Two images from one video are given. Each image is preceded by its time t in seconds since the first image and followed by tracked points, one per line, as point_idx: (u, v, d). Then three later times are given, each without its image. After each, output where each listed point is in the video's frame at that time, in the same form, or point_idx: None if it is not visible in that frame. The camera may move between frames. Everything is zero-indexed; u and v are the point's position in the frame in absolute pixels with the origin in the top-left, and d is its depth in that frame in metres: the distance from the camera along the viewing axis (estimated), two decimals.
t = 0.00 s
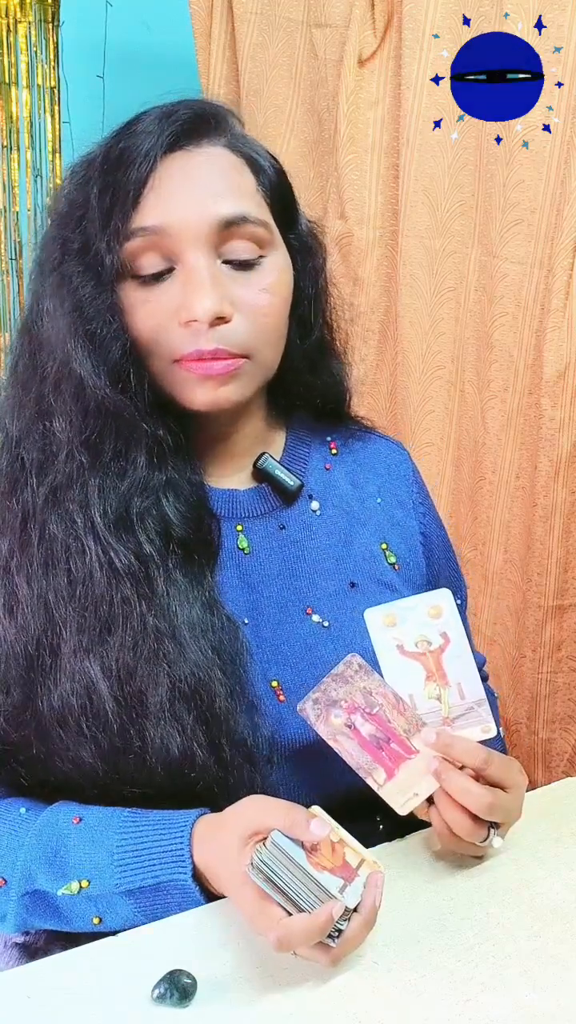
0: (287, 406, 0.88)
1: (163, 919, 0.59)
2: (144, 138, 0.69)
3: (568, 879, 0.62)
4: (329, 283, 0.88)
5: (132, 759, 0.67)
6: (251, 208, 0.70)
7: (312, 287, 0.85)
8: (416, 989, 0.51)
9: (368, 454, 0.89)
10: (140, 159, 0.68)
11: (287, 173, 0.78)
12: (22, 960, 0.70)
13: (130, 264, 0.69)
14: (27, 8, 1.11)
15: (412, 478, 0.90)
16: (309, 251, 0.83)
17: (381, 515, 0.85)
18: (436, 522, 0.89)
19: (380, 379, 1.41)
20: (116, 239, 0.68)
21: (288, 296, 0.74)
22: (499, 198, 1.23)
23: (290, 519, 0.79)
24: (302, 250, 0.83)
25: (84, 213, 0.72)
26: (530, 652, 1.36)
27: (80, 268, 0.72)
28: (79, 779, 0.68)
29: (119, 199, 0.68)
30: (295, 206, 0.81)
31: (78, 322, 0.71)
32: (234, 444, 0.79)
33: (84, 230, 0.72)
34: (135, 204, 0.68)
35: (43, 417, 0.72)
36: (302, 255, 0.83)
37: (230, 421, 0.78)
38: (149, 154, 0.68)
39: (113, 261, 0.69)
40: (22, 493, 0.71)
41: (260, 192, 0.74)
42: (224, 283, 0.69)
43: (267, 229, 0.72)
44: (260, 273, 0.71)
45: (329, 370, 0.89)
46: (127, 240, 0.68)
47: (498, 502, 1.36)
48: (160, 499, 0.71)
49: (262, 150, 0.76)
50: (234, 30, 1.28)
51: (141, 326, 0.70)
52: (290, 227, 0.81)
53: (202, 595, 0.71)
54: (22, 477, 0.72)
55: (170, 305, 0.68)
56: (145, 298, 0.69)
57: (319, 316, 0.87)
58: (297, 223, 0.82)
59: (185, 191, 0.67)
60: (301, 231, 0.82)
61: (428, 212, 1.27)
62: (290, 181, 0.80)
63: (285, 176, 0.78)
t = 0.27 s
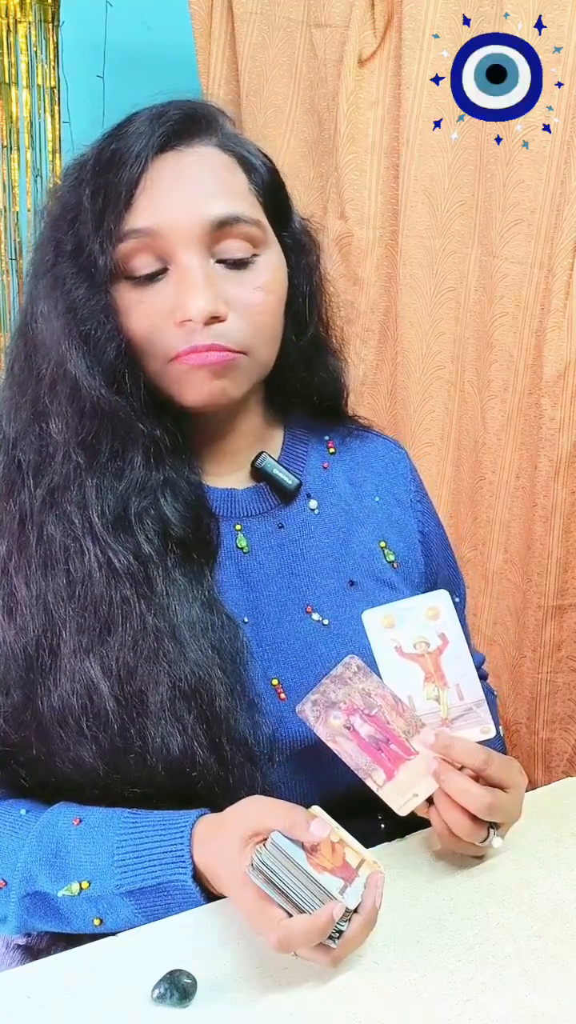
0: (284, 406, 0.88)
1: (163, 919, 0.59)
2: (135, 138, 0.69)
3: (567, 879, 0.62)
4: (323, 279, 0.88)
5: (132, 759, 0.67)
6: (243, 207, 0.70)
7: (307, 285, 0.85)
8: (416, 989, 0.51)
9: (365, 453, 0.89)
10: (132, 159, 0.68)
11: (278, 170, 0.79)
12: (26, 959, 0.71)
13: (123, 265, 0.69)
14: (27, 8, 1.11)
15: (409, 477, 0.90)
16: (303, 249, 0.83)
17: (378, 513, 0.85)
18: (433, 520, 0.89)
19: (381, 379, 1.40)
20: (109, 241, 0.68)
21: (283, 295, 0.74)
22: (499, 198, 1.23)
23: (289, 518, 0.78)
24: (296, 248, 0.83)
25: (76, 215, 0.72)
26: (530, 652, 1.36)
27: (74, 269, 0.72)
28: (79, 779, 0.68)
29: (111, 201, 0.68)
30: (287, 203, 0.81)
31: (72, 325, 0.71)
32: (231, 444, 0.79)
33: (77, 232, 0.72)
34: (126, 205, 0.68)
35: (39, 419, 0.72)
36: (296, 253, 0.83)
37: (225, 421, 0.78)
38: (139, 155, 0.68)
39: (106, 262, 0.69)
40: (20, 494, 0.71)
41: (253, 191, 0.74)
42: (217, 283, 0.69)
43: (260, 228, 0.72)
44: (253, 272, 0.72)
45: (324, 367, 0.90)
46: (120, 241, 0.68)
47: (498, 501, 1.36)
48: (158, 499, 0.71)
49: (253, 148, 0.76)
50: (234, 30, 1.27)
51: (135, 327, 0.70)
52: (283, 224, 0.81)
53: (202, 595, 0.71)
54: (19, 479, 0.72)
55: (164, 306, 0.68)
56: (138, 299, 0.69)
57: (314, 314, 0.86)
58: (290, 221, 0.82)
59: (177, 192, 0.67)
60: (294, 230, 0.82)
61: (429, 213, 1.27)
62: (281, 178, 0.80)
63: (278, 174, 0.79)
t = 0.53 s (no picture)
0: (283, 406, 0.88)
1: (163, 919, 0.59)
2: (131, 140, 0.69)
3: (568, 879, 0.62)
4: (321, 280, 0.89)
5: (131, 759, 0.67)
6: (239, 207, 0.70)
7: (305, 285, 0.85)
8: (416, 989, 0.51)
9: (365, 453, 0.89)
10: (129, 161, 0.68)
11: (276, 170, 0.79)
12: (26, 960, 0.71)
13: (121, 267, 0.69)
14: (27, 8, 1.11)
15: (409, 477, 0.90)
16: (301, 249, 0.83)
17: (377, 513, 0.85)
18: (433, 520, 0.89)
19: (381, 379, 1.41)
20: (105, 243, 0.69)
21: (280, 295, 0.74)
22: (499, 198, 1.23)
23: (288, 518, 0.79)
24: (295, 249, 0.82)
25: (73, 217, 0.72)
26: (530, 652, 1.36)
27: (70, 271, 0.72)
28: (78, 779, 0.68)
29: (107, 203, 0.68)
30: (285, 204, 0.81)
31: (68, 326, 0.71)
32: (229, 445, 0.79)
33: (74, 233, 0.72)
34: (123, 207, 0.68)
35: (37, 421, 0.72)
36: (293, 253, 0.83)
37: (224, 421, 0.78)
38: (136, 157, 0.68)
39: (102, 265, 0.69)
40: (18, 495, 0.71)
41: (250, 191, 0.74)
42: (214, 284, 0.69)
43: (257, 228, 0.72)
44: (251, 272, 0.71)
45: (323, 366, 0.89)
46: (117, 244, 0.68)
47: (498, 502, 1.36)
48: (157, 499, 0.71)
49: (250, 148, 0.76)
50: (234, 30, 1.28)
51: (133, 328, 0.70)
52: (281, 224, 0.81)
53: (200, 595, 0.70)
54: (17, 480, 0.72)
55: (162, 306, 0.68)
56: (135, 301, 0.69)
57: (311, 315, 0.87)
58: (287, 221, 0.82)
59: (174, 193, 0.67)
60: (292, 230, 0.82)
61: (429, 213, 1.27)
62: (279, 178, 0.80)
63: (275, 175, 0.78)
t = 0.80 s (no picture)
0: (284, 406, 0.88)
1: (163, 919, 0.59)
2: (135, 142, 0.69)
3: (568, 879, 0.62)
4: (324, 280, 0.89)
5: (132, 758, 0.67)
6: (242, 209, 0.70)
7: (308, 287, 0.85)
8: (416, 989, 0.51)
9: (366, 453, 0.89)
10: (132, 164, 0.68)
11: (279, 171, 0.78)
12: (24, 961, 0.70)
13: (125, 269, 0.69)
14: (27, 8, 1.11)
15: (410, 477, 0.90)
16: (303, 250, 0.83)
17: (378, 513, 0.85)
18: (433, 520, 0.89)
19: (381, 379, 1.41)
20: (109, 244, 0.68)
21: (283, 296, 0.74)
22: (499, 198, 1.23)
23: (289, 518, 0.78)
24: (297, 250, 0.83)
25: (76, 218, 0.72)
26: (530, 652, 1.36)
27: (73, 273, 0.72)
28: (79, 779, 0.68)
29: (111, 203, 0.68)
30: (288, 205, 0.81)
31: (72, 326, 0.71)
32: (231, 445, 0.79)
33: (77, 235, 0.72)
34: (127, 209, 0.68)
35: (39, 421, 0.72)
36: (296, 253, 0.83)
37: (225, 422, 0.78)
38: (140, 158, 0.68)
39: (106, 266, 0.69)
40: (19, 495, 0.71)
41: (253, 192, 0.74)
42: (217, 285, 0.69)
43: (260, 229, 0.72)
44: (253, 273, 0.71)
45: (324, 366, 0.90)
46: (121, 246, 0.68)
47: (497, 501, 1.36)
48: (158, 499, 0.71)
49: (253, 149, 0.76)
50: (234, 30, 1.28)
51: (136, 329, 0.70)
52: (284, 225, 0.81)
53: (201, 595, 0.70)
54: (19, 480, 0.72)
55: (164, 307, 0.68)
56: (138, 302, 0.69)
57: (314, 315, 0.87)
58: (290, 222, 0.82)
59: (177, 193, 0.67)
60: (294, 231, 0.82)
61: (429, 213, 1.27)
62: (282, 179, 0.80)
63: (278, 175, 0.78)
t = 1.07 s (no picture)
0: (285, 407, 0.88)
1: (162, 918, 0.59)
2: (136, 143, 0.69)
3: (568, 879, 0.62)
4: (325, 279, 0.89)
5: (132, 758, 0.67)
6: (244, 209, 0.70)
7: (309, 287, 0.85)
8: (416, 989, 0.51)
9: (366, 453, 0.89)
10: (132, 165, 0.68)
11: (280, 171, 0.78)
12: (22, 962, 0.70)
13: (125, 269, 0.69)
14: (27, 8, 1.11)
15: (410, 477, 0.90)
16: (304, 250, 0.83)
17: (379, 514, 0.84)
18: (434, 522, 0.89)
19: (381, 379, 1.40)
20: (110, 244, 0.68)
21: (283, 297, 0.74)
22: (499, 198, 1.23)
23: (290, 518, 0.78)
24: (297, 249, 0.83)
25: (78, 218, 0.72)
26: (529, 652, 1.36)
27: (74, 274, 0.72)
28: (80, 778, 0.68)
29: (113, 204, 0.68)
30: (289, 204, 0.81)
31: (73, 326, 0.71)
32: (231, 445, 0.79)
33: (79, 236, 0.72)
34: (128, 210, 0.68)
35: (39, 420, 0.72)
36: (297, 253, 0.83)
37: (225, 422, 0.78)
38: (141, 158, 0.68)
39: (107, 266, 0.69)
40: (19, 494, 0.71)
41: (254, 192, 0.74)
42: (218, 286, 0.69)
43: (261, 229, 0.72)
44: (254, 274, 0.72)
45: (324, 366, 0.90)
46: (121, 246, 0.68)
47: (498, 501, 1.36)
48: (159, 499, 0.71)
49: (254, 149, 0.76)
50: (234, 30, 1.27)
51: (137, 330, 0.70)
52: (285, 225, 0.81)
53: (202, 595, 0.71)
54: (19, 479, 0.72)
55: (165, 308, 0.68)
56: (139, 303, 0.69)
57: (314, 315, 0.87)
58: (291, 222, 0.82)
59: (178, 194, 0.67)
60: (296, 231, 0.82)
61: (429, 213, 1.27)
62: (283, 179, 0.80)
63: (279, 176, 0.78)
